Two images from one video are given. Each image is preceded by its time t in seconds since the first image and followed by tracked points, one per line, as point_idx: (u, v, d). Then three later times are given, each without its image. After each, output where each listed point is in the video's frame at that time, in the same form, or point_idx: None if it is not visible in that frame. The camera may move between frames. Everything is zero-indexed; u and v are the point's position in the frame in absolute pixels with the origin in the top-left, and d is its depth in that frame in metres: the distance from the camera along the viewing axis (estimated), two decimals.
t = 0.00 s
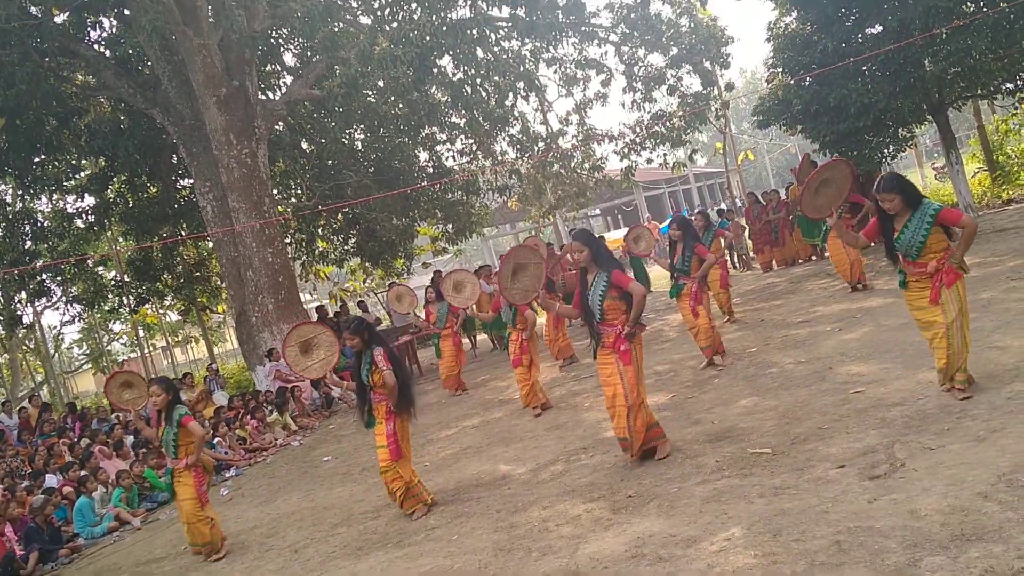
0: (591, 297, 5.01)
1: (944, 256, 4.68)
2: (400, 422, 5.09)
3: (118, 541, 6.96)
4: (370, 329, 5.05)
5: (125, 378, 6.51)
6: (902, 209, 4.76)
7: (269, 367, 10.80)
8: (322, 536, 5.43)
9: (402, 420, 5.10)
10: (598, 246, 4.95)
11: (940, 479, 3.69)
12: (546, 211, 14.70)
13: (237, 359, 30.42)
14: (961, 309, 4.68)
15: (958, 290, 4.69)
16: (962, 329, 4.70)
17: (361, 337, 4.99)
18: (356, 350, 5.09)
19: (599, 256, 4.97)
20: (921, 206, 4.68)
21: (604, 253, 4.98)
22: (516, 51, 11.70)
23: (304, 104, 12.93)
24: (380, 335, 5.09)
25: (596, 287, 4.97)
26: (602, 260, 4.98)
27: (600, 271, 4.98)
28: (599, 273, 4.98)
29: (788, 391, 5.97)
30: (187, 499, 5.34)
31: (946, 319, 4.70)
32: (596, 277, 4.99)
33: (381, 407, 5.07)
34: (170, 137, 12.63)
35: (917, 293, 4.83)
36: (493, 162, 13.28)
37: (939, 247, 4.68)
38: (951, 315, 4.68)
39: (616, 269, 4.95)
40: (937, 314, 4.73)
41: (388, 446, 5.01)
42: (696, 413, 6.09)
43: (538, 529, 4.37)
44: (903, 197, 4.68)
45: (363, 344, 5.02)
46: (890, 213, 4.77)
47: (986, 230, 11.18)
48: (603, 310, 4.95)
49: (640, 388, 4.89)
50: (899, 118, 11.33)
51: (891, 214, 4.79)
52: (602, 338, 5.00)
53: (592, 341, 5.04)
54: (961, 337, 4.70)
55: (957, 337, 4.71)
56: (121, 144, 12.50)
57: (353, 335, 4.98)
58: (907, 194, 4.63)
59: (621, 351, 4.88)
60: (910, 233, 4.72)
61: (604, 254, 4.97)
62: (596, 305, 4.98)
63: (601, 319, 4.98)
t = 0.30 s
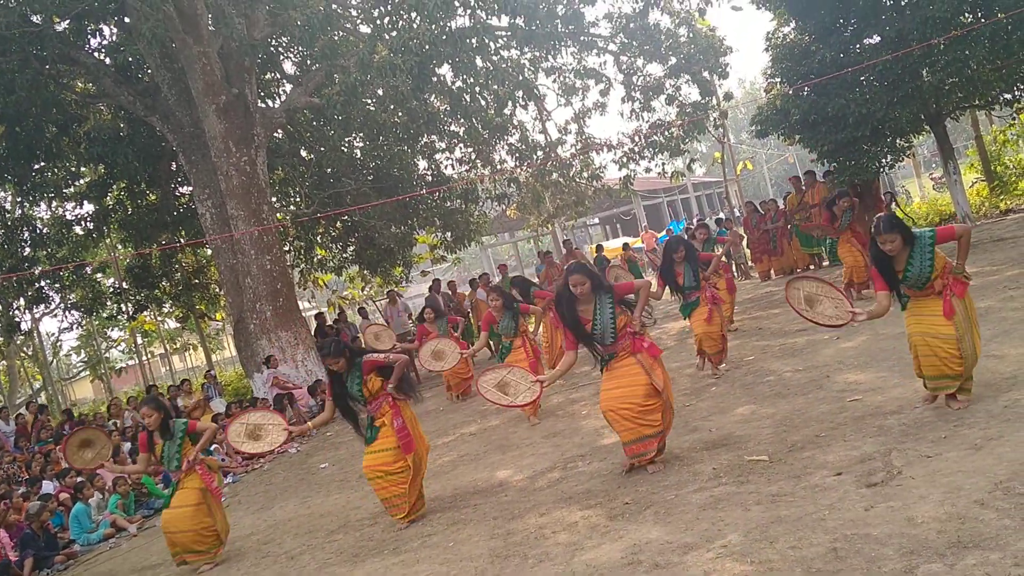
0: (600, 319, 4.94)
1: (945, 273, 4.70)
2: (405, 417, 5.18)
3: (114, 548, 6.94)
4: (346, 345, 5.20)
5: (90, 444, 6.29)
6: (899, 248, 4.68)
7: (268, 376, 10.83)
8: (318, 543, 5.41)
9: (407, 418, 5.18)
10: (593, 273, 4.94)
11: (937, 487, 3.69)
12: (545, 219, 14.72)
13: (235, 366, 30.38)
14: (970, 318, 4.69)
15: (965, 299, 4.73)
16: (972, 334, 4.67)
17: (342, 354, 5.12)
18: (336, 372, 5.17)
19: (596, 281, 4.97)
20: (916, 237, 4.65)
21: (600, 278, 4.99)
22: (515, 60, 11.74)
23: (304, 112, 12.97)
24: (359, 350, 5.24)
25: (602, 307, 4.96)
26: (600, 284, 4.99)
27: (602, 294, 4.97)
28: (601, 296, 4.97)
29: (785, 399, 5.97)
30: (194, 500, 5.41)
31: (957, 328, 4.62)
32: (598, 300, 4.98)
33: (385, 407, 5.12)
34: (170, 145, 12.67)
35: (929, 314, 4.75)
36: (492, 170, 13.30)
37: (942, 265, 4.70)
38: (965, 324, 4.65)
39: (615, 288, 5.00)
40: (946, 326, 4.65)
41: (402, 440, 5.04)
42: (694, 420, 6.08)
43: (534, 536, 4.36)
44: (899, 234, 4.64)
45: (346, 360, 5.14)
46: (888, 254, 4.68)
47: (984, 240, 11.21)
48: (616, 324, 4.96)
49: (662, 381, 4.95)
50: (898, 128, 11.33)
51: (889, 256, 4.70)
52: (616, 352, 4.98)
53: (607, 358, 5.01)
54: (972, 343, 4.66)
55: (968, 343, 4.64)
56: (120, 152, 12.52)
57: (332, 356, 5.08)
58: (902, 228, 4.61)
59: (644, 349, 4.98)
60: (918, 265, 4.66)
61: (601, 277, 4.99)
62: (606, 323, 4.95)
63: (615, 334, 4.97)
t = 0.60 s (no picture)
0: (593, 317, 4.91)
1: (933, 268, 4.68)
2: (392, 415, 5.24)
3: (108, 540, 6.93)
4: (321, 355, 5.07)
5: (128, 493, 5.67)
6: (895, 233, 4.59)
7: (263, 369, 10.78)
8: (311, 536, 5.41)
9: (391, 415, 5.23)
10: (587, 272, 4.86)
11: (930, 486, 3.70)
12: (542, 217, 14.72)
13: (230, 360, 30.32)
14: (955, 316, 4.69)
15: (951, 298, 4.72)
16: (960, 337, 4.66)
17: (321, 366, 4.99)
18: (316, 382, 5.03)
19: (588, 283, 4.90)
20: (909, 227, 4.57)
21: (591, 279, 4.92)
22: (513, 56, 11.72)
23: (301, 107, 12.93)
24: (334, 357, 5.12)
25: (595, 306, 4.91)
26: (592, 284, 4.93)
27: (592, 294, 4.93)
28: (593, 297, 4.93)
29: (780, 398, 5.98)
30: (182, 496, 5.42)
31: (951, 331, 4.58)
32: (592, 300, 4.93)
33: (372, 409, 5.12)
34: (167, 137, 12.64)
35: (915, 311, 4.72)
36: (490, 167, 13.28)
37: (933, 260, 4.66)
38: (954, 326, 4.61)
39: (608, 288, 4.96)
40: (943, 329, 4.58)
41: (396, 440, 5.14)
42: (688, 418, 6.09)
43: (527, 531, 4.36)
44: (896, 220, 4.53)
45: (325, 370, 5.02)
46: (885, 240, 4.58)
47: (980, 241, 11.23)
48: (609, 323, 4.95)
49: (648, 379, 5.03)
50: (895, 128, 11.35)
51: (884, 242, 4.60)
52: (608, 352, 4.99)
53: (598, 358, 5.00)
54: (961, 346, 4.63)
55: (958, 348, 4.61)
56: (117, 143, 12.46)
57: (313, 368, 4.96)
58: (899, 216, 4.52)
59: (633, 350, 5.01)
60: (914, 255, 4.58)
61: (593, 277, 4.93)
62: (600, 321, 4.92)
63: (608, 333, 4.96)
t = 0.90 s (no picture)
0: (567, 300, 4.90)
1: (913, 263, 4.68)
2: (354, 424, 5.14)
3: (87, 523, 6.89)
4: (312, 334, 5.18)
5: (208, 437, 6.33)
6: (879, 211, 4.66)
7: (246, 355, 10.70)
8: (291, 523, 5.39)
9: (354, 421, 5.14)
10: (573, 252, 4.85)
11: (909, 483, 3.73)
12: (530, 209, 14.71)
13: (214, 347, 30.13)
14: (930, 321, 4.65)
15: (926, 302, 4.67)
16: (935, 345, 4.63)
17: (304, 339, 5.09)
18: (300, 353, 5.15)
19: (573, 261, 4.90)
20: (896, 212, 4.63)
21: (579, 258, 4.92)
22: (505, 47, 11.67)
23: (290, 93, 12.83)
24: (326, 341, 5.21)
25: (571, 291, 4.89)
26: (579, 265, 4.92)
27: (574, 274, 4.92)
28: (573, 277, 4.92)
29: (762, 393, 6.01)
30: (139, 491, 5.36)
31: (923, 336, 4.59)
32: (573, 281, 4.92)
33: (334, 407, 5.05)
34: (154, 121, 12.52)
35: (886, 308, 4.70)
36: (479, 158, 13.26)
37: (912, 257, 4.66)
38: (925, 331, 4.60)
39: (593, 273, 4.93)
40: (915, 331, 4.60)
41: (351, 448, 5.05)
42: (670, 412, 6.11)
43: (508, 521, 4.37)
44: (884, 199, 4.62)
45: (308, 344, 5.11)
46: (869, 215, 4.67)
47: (965, 242, 11.31)
48: (580, 314, 4.88)
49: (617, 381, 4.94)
50: (883, 128, 11.41)
51: (867, 216, 4.68)
52: (575, 342, 4.95)
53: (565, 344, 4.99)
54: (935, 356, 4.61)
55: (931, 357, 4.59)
56: (104, 125, 12.29)
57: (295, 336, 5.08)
58: (888, 194, 4.61)
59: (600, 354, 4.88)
60: (891, 239, 4.61)
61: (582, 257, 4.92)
62: (572, 309, 4.89)
63: (577, 323, 4.90)
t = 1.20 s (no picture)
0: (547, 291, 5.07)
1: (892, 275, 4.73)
2: (318, 405, 5.02)
3: (52, 504, 6.79)
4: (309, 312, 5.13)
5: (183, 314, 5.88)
6: (864, 221, 4.80)
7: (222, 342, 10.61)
8: (259, 512, 5.35)
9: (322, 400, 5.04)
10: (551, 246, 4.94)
11: (876, 497, 3.77)
12: (514, 210, 14.72)
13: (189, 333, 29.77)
14: (903, 335, 4.70)
15: (902, 314, 4.72)
16: (905, 359, 4.69)
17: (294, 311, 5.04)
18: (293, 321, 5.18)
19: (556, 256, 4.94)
20: (881, 223, 4.75)
21: (563, 254, 4.92)
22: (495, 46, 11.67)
23: (278, 82, 12.73)
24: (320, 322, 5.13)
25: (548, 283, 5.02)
26: (562, 261, 4.94)
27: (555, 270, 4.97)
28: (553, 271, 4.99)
29: (735, 403, 6.05)
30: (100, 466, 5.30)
31: (888, 349, 4.72)
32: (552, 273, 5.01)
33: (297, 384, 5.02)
34: (139, 102, 12.39)
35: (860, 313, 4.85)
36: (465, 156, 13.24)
37: (888, 269, 4.72)
38: (892, 344, 4.71)
39: (575, 271, 4.95)
40: (881, 343, 4.75)
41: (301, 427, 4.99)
42: (643, 417, 6.13)
43: (476, 519, 4.35)
44: (872, 210, 4.74)
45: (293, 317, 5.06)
46: (853, 222, 4.83)
47: (942, 263, 11.46)
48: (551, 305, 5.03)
49: (580, 383, 4.85)
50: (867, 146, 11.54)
51: (854, 224, 4.85)
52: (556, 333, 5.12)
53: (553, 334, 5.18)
54: (903, 370, 4.68)
55: (897, 371, 4.69)
56: (88, 105, 12.12)
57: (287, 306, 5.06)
58: (876, 205, 4.72)
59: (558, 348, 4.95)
60: (863, 247, 4.78)
61: (569, 253, 4.93)
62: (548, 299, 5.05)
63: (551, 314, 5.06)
